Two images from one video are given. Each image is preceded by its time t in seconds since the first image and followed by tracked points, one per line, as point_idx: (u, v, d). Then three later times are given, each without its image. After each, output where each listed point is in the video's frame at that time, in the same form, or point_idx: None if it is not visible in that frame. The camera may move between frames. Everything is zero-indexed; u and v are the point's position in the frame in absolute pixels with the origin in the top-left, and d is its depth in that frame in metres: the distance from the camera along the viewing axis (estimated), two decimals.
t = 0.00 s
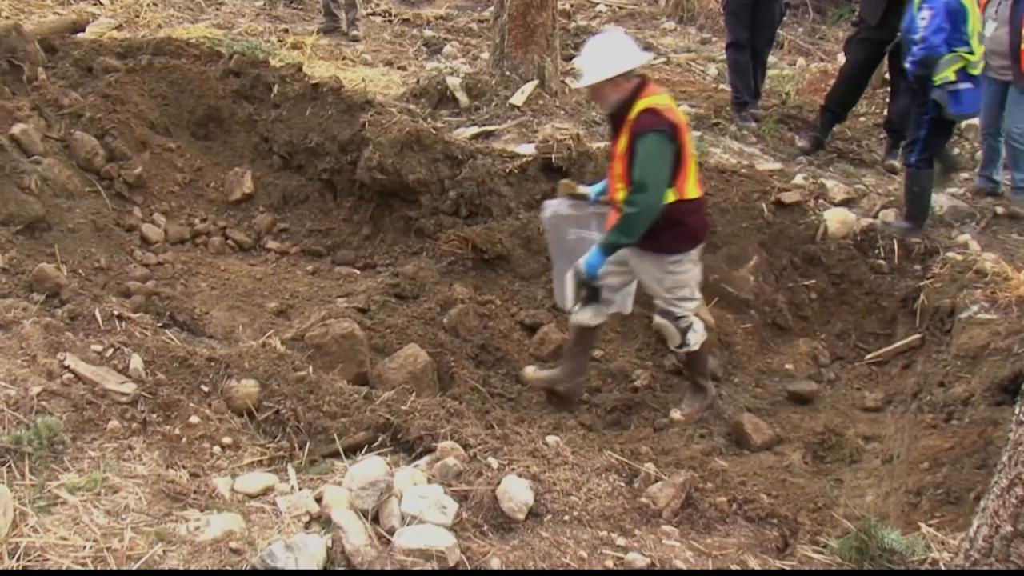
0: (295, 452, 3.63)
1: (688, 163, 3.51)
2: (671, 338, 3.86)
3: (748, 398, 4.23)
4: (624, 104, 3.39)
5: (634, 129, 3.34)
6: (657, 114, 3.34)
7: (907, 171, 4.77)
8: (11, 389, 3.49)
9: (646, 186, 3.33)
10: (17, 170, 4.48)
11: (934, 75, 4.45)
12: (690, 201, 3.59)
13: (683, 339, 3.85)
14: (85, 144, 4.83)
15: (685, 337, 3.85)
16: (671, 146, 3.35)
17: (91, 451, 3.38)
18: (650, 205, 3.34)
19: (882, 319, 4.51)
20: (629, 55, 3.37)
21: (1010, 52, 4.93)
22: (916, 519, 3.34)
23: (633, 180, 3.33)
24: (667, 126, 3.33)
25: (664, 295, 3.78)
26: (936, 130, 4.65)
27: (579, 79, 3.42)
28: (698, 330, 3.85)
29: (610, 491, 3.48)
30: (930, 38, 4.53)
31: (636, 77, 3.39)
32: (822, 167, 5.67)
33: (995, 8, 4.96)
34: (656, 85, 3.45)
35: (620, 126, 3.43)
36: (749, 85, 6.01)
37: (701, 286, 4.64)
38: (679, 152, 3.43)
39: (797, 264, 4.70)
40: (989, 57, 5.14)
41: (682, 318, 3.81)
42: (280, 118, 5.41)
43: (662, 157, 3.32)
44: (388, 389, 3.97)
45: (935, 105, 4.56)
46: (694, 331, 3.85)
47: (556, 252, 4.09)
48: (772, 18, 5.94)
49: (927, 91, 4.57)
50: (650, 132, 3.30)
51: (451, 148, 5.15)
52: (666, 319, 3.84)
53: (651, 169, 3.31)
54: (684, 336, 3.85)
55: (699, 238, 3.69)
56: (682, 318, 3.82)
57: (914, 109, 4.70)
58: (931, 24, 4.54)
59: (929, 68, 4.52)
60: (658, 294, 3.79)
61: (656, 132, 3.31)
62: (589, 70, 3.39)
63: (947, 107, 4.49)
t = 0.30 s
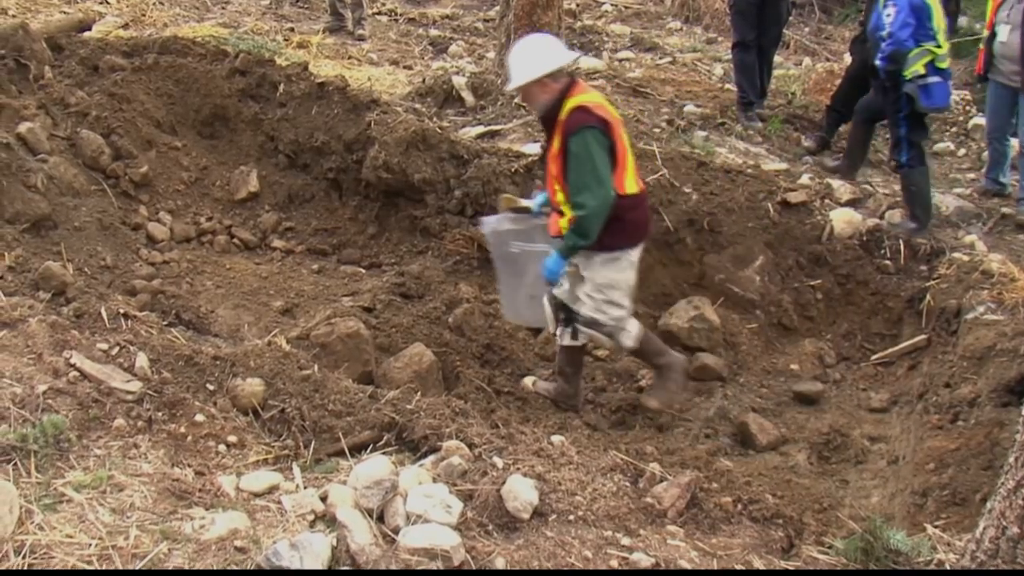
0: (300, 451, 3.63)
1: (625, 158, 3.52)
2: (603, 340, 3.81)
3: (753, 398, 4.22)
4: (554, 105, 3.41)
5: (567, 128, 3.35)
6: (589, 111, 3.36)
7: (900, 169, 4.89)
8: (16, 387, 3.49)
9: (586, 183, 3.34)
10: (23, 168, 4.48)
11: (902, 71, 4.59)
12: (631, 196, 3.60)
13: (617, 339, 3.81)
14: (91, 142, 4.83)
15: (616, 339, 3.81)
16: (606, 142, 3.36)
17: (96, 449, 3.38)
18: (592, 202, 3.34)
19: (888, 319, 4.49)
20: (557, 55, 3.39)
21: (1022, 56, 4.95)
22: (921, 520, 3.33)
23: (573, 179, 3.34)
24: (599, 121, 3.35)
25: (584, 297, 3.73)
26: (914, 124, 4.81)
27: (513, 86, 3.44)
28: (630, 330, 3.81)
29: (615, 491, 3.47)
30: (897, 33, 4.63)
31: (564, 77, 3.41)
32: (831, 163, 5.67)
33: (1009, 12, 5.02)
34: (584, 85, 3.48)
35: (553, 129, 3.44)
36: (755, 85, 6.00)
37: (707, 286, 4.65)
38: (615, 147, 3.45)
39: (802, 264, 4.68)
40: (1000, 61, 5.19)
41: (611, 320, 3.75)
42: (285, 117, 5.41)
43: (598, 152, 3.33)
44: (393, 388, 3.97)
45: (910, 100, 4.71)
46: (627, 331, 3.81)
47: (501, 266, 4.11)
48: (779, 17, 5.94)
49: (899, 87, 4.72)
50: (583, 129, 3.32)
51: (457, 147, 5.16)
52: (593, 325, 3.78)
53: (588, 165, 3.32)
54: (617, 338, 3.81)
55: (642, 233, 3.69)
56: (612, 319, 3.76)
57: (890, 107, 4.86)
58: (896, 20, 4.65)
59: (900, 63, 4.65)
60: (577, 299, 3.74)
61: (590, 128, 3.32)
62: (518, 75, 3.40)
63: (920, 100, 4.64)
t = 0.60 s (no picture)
0: (310, 449, 3.63)
1: (588, 150, 3.54)
2: (524, 317, 3.76)
3: (762, 399, 4.21)
4: (512, 107, 3.44)
5: (524, 130, 3.39)
6: (543, 111, 3.37)
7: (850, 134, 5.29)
8: (27, 384, 3.50)
9: (537, 183, 3.35)
10: (34, 166, 4.49)
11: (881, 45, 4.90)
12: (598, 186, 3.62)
13: (536, 324, 3.76)
14: (102, 141, 4.84)
15: (539, 325, 3.75)
16: (562, 140, 3.38)
17: (106, 447, 3.39)
18: (547, 202, 3.36)
19: (899, 321, 4.47)
20: (511, 56, 3.41)
21: None
22: (932, 522, 3.32)
23: (525, 179, 3.36)
24: (553, 120, 3.36)
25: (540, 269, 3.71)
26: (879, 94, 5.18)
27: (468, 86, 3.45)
28: (554, 326, 3.76)
29: (625, 491, 3.47)
30: (875, 9, 4.93)
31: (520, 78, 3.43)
32: (840, 168, 5.65)
33: None
34: (542, 84, 3.49)
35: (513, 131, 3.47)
36: (766, 85, 5.98)
37: (718, 287, 4.66)
38: (575, 142, 3.46)
39: (813, 265, 4.66)
40: None
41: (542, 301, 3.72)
42: (296, 116, 5.42)
43: (552, 152, 3.35)
44: (403, 387, 3.97)
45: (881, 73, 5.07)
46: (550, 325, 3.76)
47: (436, 235, 3.89)
48: (790, 16, 5.92)
49: (872, 61, 5.06)
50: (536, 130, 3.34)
51: (468, 147, 5.17)
52: (530, 297, 3.72)
53: (540, 165, 3.34)
54: (537, 322, 3.75)
55: (614, 221, 3.71)
56: (544, 304, 3.73)
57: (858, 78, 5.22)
58: None
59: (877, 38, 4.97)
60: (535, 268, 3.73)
61: (544, 128, 3.34)
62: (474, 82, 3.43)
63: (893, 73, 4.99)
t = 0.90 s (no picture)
0: (329, 447, 3.64)
1: (560, 162, 3.51)
2: (532, 331, 3.88)
3: (782, 401, 4.19)
4: (488, 111, 3.44)
5: (491, 140, 3.39)
6: (510, 124, 3.36)
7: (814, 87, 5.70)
8: (49, 379, 3.52)
9: (496, 195, 3.37)
10: (57, 163, 4.50)
11: (882, 30, 5.08)
12: (569, 198, 3.61)
13: (542, 337, 3.86)
14: (125, 138, 4.86)
15: (544, 337, 3.85)
16: (528, 155, 3.36)
17: (127, 442, 3.40)
18: (504, 216, 3.38)
19: (920, 325, 4.45)
20: (493, 63, 3.42)
21: None
22: (953, 528, 3.29)
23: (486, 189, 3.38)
24: (520, 134, 3.34)
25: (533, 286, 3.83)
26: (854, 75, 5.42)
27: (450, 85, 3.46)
28: (559, 334, 3.85)
29: (644, 492, 3.46)
30: None
31: (499, 84, 3.42)
32: (863, 170, 5.63)
33: None
34: (524, 90, 3.45)
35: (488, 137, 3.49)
36: (788, 87, 5.97)
37: (738, 288, 4.63)
38: (544, 156, 3.43)
39: (834, 267, 4.63)
40: None
41: (542, 314, 3.83)
42: (317, 115, 5.43)
43: (514, 167, 3.34)
44: (422, 386, 3.97)
45: (868, 57, 5.27)
46: (557, 335, 3.85)
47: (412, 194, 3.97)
48: (812, 18, 5.93)
49: (864, 43, 5.25)
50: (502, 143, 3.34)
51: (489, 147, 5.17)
52: (530, 311, 3.85)
53: (501, 179, 3.35)
54: (542, 334, 3.86)
55: (587, 234, 3.70)
56: (544, 316, 3.83)
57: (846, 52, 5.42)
58: None
59: (879, 22, 5.13)
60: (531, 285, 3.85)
61: (509, 143, 3.33)
62: (455, 83, 3.44)
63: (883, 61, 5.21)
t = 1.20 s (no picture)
0: (356, 444, 3.64)
1: (542, 155, 3.62)
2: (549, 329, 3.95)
3: (811, 405, 4.16)
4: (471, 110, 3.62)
5: (472, 135, 3.55)
6: (487, 119, 3.51)
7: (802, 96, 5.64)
8: (80, 372, 3.55)
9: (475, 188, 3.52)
10: (90, 158, 4.54)
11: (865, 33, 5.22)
12: (556, 189, 3.69)
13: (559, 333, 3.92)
14: (156, 134, 4.90)
15: (560, 333, 3.90)
16: (504, 148, 3.49)
17: (156, 436, 3.42)
18: (484, 207, 3.52)
19: (952, 329, 4.41)
20: (473, 64, 3.59)
21: None
22: (984, 535, 3.24)
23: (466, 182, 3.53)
24: (495, 129, 3.48)
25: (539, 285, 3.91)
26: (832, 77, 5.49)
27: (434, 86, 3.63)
28: (575, 329, 3.89)
29: (672, 494, 3.44)
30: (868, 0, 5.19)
31: (479, 82, 3.59)
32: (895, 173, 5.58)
33: None
34: (503, 90, 3.62)
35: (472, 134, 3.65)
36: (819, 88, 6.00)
37: (767, 291, 4.61)
38: (523, 149, 3.56)
39: (865, 271, 4.60)
40: None
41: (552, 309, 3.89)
42: (348, 112, 5.44)
43: (490, 161, 3.48)
44: (450, 385, 3.97)
45: (848, 58, 5.36)
46: (570, 327, 3.89)
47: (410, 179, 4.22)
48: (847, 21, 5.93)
49: (843, 45, 5.32)
50: (478, 139, 3.49)
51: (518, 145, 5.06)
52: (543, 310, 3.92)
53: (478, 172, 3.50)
54: (558, 330, 3.92)
55: (578, 224, 3.76)
56: (555, 311, 3.90)
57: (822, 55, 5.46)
58: None
59: (861, 26, 5.23)
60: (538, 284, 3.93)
61: (484, 137, 3.48)
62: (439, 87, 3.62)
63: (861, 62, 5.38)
